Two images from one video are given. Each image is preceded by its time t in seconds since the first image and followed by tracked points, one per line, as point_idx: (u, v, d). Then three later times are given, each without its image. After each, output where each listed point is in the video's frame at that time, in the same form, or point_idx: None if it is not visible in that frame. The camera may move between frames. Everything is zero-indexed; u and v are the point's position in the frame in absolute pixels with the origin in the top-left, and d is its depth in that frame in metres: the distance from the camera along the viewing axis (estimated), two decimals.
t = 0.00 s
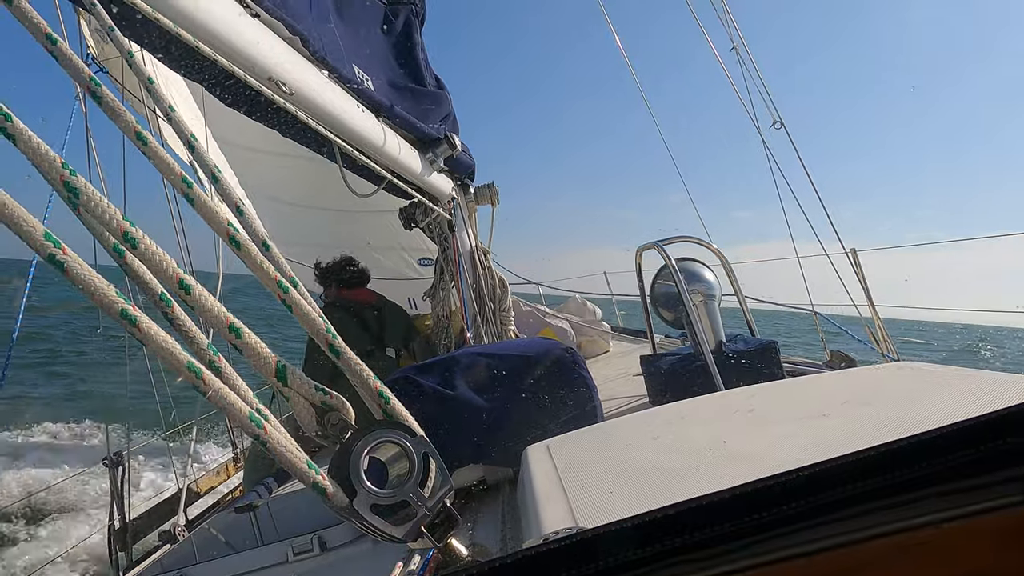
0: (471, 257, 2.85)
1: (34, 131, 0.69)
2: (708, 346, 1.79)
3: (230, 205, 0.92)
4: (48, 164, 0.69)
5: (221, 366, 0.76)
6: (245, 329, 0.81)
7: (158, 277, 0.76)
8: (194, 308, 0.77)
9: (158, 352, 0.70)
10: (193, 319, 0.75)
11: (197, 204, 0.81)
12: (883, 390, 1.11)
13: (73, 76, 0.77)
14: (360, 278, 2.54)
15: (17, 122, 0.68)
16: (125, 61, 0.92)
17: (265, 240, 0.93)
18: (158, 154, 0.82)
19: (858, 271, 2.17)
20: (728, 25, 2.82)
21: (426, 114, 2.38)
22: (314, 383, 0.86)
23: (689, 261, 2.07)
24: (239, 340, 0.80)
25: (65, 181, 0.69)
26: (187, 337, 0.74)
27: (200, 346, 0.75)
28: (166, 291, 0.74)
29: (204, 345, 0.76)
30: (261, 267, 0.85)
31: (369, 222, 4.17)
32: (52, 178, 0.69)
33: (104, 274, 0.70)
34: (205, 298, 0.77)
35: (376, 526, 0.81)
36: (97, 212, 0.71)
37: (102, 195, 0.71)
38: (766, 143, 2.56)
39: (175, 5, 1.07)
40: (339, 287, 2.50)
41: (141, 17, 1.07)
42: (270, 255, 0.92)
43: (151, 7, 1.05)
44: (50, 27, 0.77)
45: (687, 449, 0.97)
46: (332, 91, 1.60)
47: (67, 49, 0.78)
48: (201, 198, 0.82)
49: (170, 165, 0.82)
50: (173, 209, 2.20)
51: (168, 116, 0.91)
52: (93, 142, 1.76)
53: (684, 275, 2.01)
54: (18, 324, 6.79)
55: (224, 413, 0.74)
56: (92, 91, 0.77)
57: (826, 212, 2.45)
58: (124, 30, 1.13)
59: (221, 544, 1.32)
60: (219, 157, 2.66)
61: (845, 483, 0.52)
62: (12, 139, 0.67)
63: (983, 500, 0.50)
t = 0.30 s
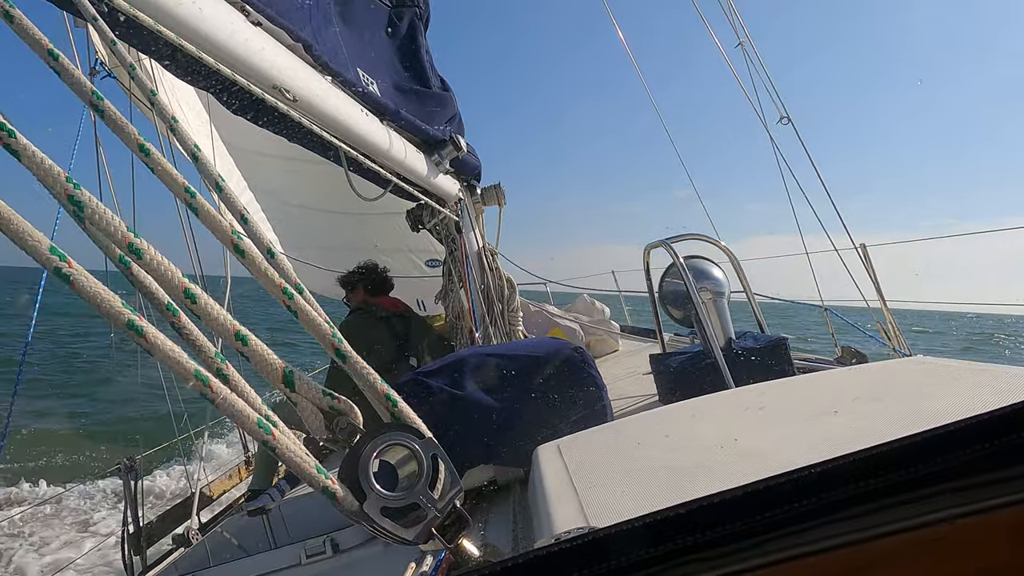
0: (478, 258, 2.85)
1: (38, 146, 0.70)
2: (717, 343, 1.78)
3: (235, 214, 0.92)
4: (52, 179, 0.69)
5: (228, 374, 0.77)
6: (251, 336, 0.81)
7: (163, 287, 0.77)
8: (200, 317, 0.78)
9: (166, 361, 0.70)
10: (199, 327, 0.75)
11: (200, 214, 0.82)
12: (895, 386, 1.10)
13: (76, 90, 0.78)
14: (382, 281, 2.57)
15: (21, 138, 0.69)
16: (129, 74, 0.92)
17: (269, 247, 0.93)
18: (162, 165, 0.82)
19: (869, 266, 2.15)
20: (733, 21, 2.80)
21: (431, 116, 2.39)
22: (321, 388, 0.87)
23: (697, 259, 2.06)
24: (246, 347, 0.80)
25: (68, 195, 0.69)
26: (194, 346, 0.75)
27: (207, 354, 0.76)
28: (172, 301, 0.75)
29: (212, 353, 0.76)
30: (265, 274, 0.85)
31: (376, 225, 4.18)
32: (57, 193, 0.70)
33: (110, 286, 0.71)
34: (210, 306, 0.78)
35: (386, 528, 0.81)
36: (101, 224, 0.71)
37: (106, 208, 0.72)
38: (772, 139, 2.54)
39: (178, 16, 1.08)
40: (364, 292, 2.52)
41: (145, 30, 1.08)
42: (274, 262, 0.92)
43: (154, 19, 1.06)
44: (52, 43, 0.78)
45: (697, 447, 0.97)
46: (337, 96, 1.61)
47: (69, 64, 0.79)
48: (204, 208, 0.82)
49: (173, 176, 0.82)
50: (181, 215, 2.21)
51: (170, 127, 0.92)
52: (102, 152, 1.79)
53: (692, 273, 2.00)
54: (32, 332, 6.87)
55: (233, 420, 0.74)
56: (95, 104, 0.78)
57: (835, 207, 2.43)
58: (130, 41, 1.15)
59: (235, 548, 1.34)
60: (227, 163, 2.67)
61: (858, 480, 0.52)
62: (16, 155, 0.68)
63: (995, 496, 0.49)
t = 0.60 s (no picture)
0: (483, 257, 2.84)
1: (45, 149, 0.70)
2: (723, 340, 1.78)
3: (240, 215, 0.93)
4: (59, 181, 0.69)
5: (236, 374, 0.77)
6: (259, 336, 0.81)
7: (170, 287, 0.77)
8: (207, 317, 0.78)
9: (173, 362, 0.70)
10: (206, 327, 0.76)
11: (207, 215, 0.82)
12: (903, 382, 1.09)
13: (82, 93, 0.78)
14: (393, 280, 2.55)
15: (28, 141, 0.69)
16: (134, 75, 0.92)
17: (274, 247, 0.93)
18: (167, 166, 0.83)
19: (875, 263, 2.14)
20: (737, 17, 2.80)
21: (435, 116, 2.39)
22: (328, 388, 0.87)
23: (702, 256, 2.05)
24: (253, 347, 0.80)
25: (76, 196, 0.70)
26: (202, 346, 0.75)
27: (215, 354, 0.76)
28: (180, 301, 0.75)
29: (219, 353, 0.76)
30: (272, 274, 0.85)
31: (381, 225, 4.18)
32: (64, 195, 0.70)
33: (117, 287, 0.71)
34: (217, 307, 0.78)
35: (393, 527, 0.82)
36: (109, 226, 0.71)
37: (113, 209, 0.72)
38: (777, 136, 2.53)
39: (182, 17, 1.08)
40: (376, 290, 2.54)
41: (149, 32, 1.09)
42: (281, 262, 0.92)
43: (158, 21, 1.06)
44: (58, 46, 0.79)
45: (704, 445, 0.97)
46: (341, 96, 1.61)
47: (75, 66, 0.79)
48: (211, 209, 0.82)
49: (179, 177, 0.83)
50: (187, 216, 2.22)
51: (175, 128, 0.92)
52: (108, 155, 1.79)
53: (697, 270, 1.99)
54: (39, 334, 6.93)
55: (240, 420, 0.74)
56: (101, 106, 0.78)
57: (841, 203, 2.42)
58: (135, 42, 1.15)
59: (243, 548, 1.34)
60: (233, 164, 2.68)
61: (865, 476, 0.51)
62: (24, 157, 0.68)
63: (1003, 492, 0.49)
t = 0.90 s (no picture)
0: (485, 256, 2.84)
1: (46, 152, 0.70)
2: (725, 339, 1.77)
3: (241, 216, 0.93)
4: (60, 183, 0.70)
5: (237, 375, 0.77)
6: (260, 337, 0.81)
7: (172, 289, 0.77)
8: (208, 319, 0.78)
9: (175, 364, 0.70)
10: (208, 329, 0.76)
11: (208, 217, 0.82)
12: (906, 381, 1.09)
13: (83, 95, 0.78)
14: (392, 277, 2.54)
15: (29, 144, 0.69)
16: (135, 77, 0.92)
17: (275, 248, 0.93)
18: (168, 168, 0.83)
19: (877, 261, 2.13)
20: (738, 15, 2.79)
21: (437, 116, 2.39)
22: (329, 388, 0.87)
23: (704, 254, 2.05)
24: (254, 348, 0.80)
25: (77, 200, 0.70)
26: (203, 348, 0.75)
27: (216, 356, 0.76)
28: (181, 303, 0.75)
29: (220, 355, 0.76)
30: (273, 275, 0.85)
31: (382, 225, 4.18)
32: (65, 198, 0.70)
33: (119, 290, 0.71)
34: (219, 308, 0.78)
35: (396, 527, 0.82)
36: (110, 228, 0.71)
37: (114, 212, 0.72)
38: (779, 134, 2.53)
39: (183, 18, 1.08)
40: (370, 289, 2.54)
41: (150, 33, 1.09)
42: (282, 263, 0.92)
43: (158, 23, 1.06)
44: (59, 49, 0.79)
45: (706, 443, 0.97)
46: (341, 96, 1.61)
47: (76, 69, 0.79)
48: (211, 210, 0.83)
49: (180, 178, 0.83)
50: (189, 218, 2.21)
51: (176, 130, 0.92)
52: (110, 156, 1.79)
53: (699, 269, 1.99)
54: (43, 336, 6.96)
55: (242, 421, 0.74)
56: (102, 109, 0.78)
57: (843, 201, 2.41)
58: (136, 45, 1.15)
59: (246, 547, 1.34)
60: (234, 165, 2.68)
61: (868, 475, 0.51)
62: (25, 160, 0.68)
63: (1005, 492, 0.49)
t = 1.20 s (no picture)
0: (485, 256, 2.85)
1: (41, 158, 0.70)
2: (726, 338, 1.77)
3: (238, 220, 0.93)
4: (55, 190, 0.70)
5: (235, 379, 0.77)
6: (258, 340, 0.81)
7: (168, 294, 0.77)
8: (205, 323, 0.78)
9: (172, 368, 0.70)
10: (205, 333, 0.76)
11: (204, 221, 0.82)
12: (907, 380, 1.09)
13: (77, 101, 0.78)
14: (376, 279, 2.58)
15: (24, 151, 0.69)
16: (130, 83, 0.92)
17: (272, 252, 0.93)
18: (164, 173, 0.83)
19: (877, 260, 2.13)
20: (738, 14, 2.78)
21: (437, 116, 2.39)
22: (327, 390, 0.86)
23: (704, 254, 2.05)
24: (251, 352, 0.80)
25: (72, 205, 0.70)
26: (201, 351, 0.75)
27: (214, 360, 0.76)
28: (178, 308, 0.75)
29: (218, 359, 0.76)
30: (270, 278, 0.85)
31: (382, 225, 4.18)
32: (60, 204, 0.70)
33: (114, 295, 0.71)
34: (216, 312, 0.78)
35: (396, 528, 0.82)
36: (105, 234, 0.71)
37: (110, 217, 0.72)
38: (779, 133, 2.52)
39: (180, 20, 1.08)
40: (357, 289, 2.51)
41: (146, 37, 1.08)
42: (279, 267, 0.91)
43: (155, 27, 1.06)
44: (53, 56, 0.79)
45: (705, 443, 0.97)
46: (340, 97, 1.61)
47: (70, 75, 0.79)
48: (207, 214, 0.83)
49: (176, 183, 0.83)
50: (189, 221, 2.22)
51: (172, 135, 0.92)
52: (109, 158, 1.79)
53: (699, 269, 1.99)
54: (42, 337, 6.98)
55: (241, 425, 0.74)
56: (97, 114, 0.78)
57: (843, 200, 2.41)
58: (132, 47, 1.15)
59: (247, 547, 1.35)
60: (233, 166, 2.68)
61: (868, 475, 0.51)
62: (19, 167, 0.68)
63: (1005, 491, 0.49)
